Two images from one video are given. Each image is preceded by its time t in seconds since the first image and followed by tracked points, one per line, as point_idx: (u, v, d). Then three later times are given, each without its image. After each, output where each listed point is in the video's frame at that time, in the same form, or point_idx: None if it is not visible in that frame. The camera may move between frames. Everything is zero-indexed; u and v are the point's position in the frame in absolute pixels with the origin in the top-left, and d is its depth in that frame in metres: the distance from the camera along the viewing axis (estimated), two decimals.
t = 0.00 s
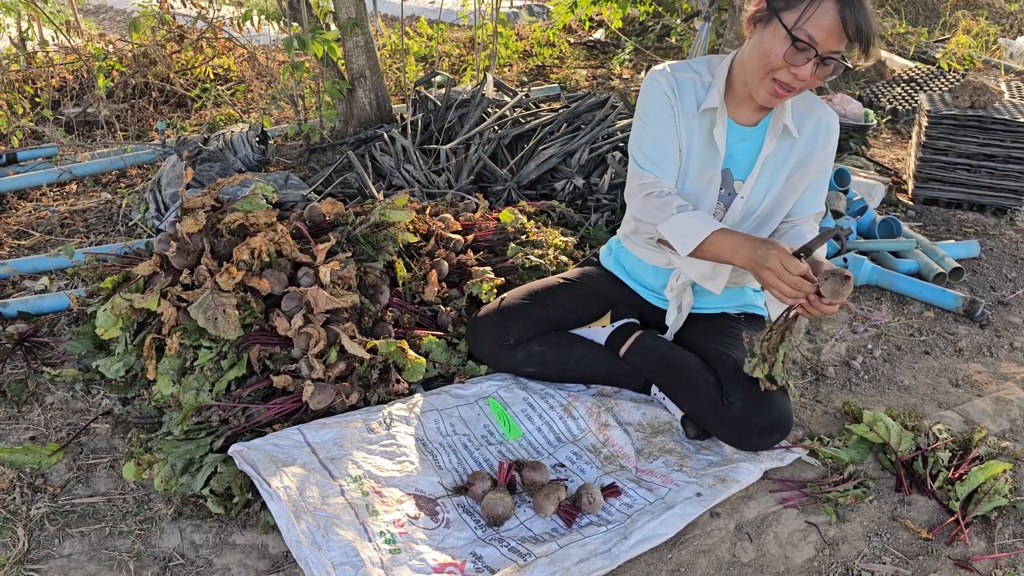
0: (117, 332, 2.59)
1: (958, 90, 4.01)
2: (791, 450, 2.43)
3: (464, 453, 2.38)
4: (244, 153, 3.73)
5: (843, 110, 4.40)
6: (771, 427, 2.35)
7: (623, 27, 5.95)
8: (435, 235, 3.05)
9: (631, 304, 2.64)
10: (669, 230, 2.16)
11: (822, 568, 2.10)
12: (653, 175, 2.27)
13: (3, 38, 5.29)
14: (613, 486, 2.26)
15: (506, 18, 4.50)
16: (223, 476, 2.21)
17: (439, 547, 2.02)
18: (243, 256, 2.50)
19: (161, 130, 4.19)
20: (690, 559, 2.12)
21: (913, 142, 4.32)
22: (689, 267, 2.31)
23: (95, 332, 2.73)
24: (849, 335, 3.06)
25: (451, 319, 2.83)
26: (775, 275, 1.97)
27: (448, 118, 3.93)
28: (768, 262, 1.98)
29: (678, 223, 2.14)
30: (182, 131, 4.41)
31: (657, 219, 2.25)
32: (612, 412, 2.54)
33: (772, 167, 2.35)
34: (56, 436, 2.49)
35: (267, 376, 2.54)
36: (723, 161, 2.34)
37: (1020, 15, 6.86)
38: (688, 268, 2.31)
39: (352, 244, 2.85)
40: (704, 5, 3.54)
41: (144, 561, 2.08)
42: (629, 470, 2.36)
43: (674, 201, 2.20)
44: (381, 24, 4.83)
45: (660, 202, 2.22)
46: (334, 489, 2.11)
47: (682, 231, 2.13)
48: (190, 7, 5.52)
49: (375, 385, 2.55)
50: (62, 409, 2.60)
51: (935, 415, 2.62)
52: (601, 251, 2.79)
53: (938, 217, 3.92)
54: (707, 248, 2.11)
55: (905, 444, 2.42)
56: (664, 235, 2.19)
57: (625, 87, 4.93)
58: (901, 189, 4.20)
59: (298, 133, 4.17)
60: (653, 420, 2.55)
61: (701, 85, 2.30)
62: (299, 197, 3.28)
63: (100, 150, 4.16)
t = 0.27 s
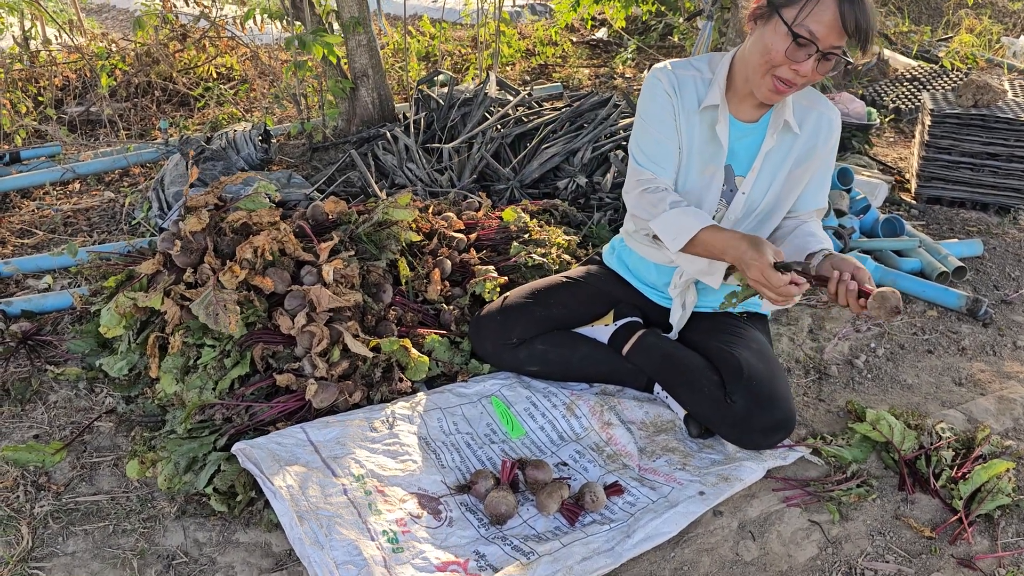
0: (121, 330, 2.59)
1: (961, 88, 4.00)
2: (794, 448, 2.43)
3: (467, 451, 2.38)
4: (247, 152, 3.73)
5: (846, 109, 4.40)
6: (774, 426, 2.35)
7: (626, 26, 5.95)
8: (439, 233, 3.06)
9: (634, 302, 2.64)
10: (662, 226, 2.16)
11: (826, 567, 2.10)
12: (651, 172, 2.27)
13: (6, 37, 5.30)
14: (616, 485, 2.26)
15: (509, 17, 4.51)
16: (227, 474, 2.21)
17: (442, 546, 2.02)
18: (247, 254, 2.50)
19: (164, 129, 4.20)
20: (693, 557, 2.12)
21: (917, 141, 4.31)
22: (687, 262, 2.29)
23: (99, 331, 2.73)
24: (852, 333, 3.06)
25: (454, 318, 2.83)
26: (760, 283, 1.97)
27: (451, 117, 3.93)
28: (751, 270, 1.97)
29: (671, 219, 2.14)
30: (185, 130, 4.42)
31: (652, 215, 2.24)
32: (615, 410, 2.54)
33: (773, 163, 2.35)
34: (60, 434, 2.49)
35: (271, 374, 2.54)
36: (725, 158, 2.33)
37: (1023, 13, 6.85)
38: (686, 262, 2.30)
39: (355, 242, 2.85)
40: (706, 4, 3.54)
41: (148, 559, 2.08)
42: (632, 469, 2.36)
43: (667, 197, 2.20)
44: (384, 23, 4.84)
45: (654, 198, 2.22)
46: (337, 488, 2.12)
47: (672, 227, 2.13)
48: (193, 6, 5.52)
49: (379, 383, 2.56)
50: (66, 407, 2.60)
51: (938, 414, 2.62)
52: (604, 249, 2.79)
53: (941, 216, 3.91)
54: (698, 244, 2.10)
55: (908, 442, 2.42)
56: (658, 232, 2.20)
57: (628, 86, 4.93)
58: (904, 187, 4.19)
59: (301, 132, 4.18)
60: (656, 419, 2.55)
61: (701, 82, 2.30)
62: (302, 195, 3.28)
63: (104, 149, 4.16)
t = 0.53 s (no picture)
0: (126, 327, 2.60)
1: (966, 87, 4.00)
2: (799, 446, 2.44)
3: (471, 449, 2.38)
4: (252, 150, 3.71)
5: (851, 107, 4.39)
6: (779, 424, 2.35)
7: (630, 24, 5.94)
8: (443, 231, 3.06)
9: (639, 300, 2.64)
10: (663, 224, 2.16)
11: (830, 565, 2.10)
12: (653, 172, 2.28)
13: (12, 35, 5.32)
14: (621, 482, 2.26)
15: (513, 15, 4.51)
16: (232, 471, 2.21)
17: (447, 543, 2.02)
18: (252, 252, 2.51)
19: (169, 127, 4.21)
20: (698, 555, 2.12)
21: (922, 139, 4.31)
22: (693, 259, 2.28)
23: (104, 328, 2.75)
24: (857, 332, 3.05)
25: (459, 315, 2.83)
26: (778, 275, 1.96)
27: (455, 115, 3.94)
28: (771, 263, 1.95)
29: (673, 217, 2.14)
30: (190, 128, 4.43)
31: (652, 214, 2.25)
32: (620, 408, 2.54)
33: (779, 159, 2.35)
34: (65, 431, 2.50)
35: (276, 371, 2.55)
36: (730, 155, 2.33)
37: None
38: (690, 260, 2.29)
39: (360, 240, 2.85)
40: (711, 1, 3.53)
41: (154, 556, 2.09)
42: (637, 466, 2.36)
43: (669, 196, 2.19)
44: (388, 21, 4.85)
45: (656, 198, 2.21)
46: (342, 485, 2.12)
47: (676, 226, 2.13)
48: (199, 4, 5.54)
49: (383, 380, 2.56)
50: (72, 404, 2.61)
51: (943, 413, 2.61)
52: (609, 246, 2.79)
53: (946, 214, 3.90)
54: (702, 242, 2.11)
55: (913, 441, 2.42)
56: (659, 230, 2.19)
57: (632, 84, 4.93)
58: (909, 186, 4.19)
59: (306, 129, 4.19)
60: (661, 417, 2.55)
61: (705, 80, 2.29)
62: (307, 193, 3.28)
63: (109, 146, 4.18)
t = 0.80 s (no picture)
0: (132, 324, 2.61)
1: (973, 85, 4.00)
2: (805, 445, 2.43)
3: (477, 446, 2.39)
4: (258, 147, 3.71)
5: (857, 105, 4.38)
6: (786, 422, 2.34)
7: (635, 22, 5.94)
8: (449, 229, 3.06)
9: (645, 298, 2.64)
10: (649, 229, 2.27)
11: (836, 563, 2.10)
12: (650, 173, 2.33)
13: (18, 33, 5.34)
14: (626, 480, 2.26)
15: (518, 13, 4.51)
16: (238, 467, 2.22)
17: (452, 540, 2.03)
18: (258, 249, 2.51)
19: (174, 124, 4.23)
20: (704, 553, 2.12)
21: (928, 138, 4.30)
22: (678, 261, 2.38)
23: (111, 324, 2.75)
24: (863, 330, 3.05)
25: (464, 313, 2.84)
26: (737, 275, 2.05)
27: (461, 113, 3.95)
28: (732, 263, 2.05)
29: (657, 222, 2.24)
30: (195, 125, 4.44)
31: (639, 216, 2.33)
32: (625, 405, 2.54)
33: (781, 157, 2.33)
34: (72, 427, 2.51)
35: (282, 368, 2.55)
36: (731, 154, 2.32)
37: None
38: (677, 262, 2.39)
39: (366, 237, 2.85)
40: None
41: (160, 552, 2.09)
42: (642, 464, 2.36)
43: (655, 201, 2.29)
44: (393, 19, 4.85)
45: (643, 203, 2.30)
46: (348, 482, 2.12)
47: (659, 232, 2.24)
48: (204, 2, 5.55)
49: (389, 378, 2.56)
50: (78, 400, 2.61)
51: (950, 411, 2.61)
52: (616, 244, 2.79)
53: (953, 213, 3.89)
54: (684, 246, 2.22)
55: (920, 439, 2.41)
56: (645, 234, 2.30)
57: (637, 82, 4.93)
58: (915, 184, 4.18)
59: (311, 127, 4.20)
60: (666, 415, 2.55)
61: (705, 78, 2.29)
62: (313, 191, 3.29)
63: (115, 143, 4.19)
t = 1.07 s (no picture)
0: (138, 319, 2.61)
1: (980, 84, 3.99)
2: (810, 443, 2.43)
3: (482, 443, 2.39)
4: (264, 143, 3.72)
5: (863, 104, 4.37)
6: (792, 420, 2.34)
7: (641, 21, 5.94)
8: (454, 226, 3.06)
9: (650, 296, 2.63)
10: (627, 229, 2.36)
11: (841, 562, 2.10)
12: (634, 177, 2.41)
13: (25, 29, 5.35)
14: (631, 478, 2.25)
15: (524, 11, 4.50)
16: (244, 463, 2.22)
17: (457, 537, 2.03)
18: (264, 245, 2.51)
19: (180, 121, 4.23)
20: (708, 551, 2.11)
21: (934, 137, 4.29)
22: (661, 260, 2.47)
23: (117, 320, 2.76)
24: (868, 330, 3.04)
25: (469, 310, 2.84)
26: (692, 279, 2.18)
27: (466, 110, 3.95)
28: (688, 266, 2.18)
29: (634, 223, 2.33)
30: (201, 122, 4.45)
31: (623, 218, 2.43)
32: (630, 403, 2.53)
33: (773, 154, 2.31)
34: (78, 422, 2.51)
35: (287, 364, 2.55)
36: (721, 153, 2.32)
37: None
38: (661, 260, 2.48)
39: (372, 234, 2.86)
40: None
41: (166, 547, 2.10)
42: (647, 462, 2.36)
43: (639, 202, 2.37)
44: (399, 16, 4.86)
45: (628, 204, 2.38)
46: (354, 478, 2.13)
47: (637, 233, 2.33)
48: None
49: (394, 374, 2.57)
50: (84, 395, 2.62)
51: (956, 411, 2.60)
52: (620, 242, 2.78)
53: (959, 212, 3.88)
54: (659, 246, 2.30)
55: (925, 438, 2.41)
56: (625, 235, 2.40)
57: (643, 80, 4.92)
58: (921, 184, 4.17)
59: (316, 124, 4.20)
60: (671, 413, 2.54)
61: (694, 78, 2.30)
62: (318, 188, 3.30)
63: (121, 140, 4.19)
